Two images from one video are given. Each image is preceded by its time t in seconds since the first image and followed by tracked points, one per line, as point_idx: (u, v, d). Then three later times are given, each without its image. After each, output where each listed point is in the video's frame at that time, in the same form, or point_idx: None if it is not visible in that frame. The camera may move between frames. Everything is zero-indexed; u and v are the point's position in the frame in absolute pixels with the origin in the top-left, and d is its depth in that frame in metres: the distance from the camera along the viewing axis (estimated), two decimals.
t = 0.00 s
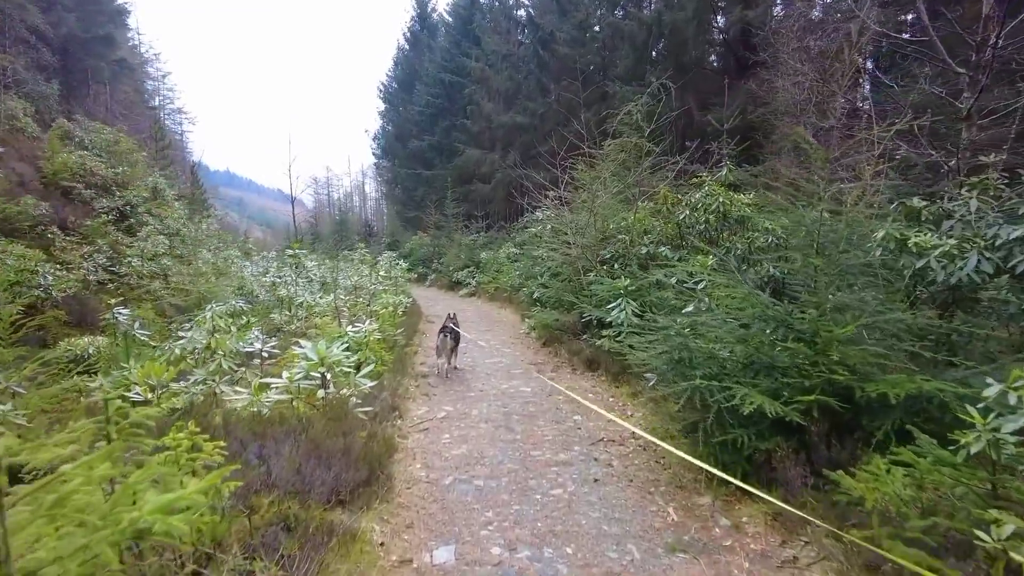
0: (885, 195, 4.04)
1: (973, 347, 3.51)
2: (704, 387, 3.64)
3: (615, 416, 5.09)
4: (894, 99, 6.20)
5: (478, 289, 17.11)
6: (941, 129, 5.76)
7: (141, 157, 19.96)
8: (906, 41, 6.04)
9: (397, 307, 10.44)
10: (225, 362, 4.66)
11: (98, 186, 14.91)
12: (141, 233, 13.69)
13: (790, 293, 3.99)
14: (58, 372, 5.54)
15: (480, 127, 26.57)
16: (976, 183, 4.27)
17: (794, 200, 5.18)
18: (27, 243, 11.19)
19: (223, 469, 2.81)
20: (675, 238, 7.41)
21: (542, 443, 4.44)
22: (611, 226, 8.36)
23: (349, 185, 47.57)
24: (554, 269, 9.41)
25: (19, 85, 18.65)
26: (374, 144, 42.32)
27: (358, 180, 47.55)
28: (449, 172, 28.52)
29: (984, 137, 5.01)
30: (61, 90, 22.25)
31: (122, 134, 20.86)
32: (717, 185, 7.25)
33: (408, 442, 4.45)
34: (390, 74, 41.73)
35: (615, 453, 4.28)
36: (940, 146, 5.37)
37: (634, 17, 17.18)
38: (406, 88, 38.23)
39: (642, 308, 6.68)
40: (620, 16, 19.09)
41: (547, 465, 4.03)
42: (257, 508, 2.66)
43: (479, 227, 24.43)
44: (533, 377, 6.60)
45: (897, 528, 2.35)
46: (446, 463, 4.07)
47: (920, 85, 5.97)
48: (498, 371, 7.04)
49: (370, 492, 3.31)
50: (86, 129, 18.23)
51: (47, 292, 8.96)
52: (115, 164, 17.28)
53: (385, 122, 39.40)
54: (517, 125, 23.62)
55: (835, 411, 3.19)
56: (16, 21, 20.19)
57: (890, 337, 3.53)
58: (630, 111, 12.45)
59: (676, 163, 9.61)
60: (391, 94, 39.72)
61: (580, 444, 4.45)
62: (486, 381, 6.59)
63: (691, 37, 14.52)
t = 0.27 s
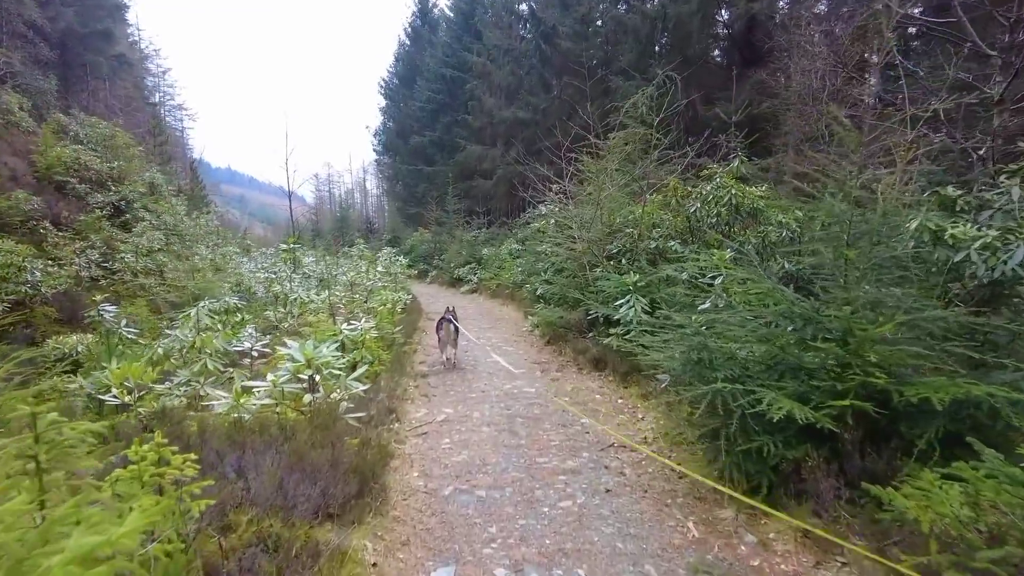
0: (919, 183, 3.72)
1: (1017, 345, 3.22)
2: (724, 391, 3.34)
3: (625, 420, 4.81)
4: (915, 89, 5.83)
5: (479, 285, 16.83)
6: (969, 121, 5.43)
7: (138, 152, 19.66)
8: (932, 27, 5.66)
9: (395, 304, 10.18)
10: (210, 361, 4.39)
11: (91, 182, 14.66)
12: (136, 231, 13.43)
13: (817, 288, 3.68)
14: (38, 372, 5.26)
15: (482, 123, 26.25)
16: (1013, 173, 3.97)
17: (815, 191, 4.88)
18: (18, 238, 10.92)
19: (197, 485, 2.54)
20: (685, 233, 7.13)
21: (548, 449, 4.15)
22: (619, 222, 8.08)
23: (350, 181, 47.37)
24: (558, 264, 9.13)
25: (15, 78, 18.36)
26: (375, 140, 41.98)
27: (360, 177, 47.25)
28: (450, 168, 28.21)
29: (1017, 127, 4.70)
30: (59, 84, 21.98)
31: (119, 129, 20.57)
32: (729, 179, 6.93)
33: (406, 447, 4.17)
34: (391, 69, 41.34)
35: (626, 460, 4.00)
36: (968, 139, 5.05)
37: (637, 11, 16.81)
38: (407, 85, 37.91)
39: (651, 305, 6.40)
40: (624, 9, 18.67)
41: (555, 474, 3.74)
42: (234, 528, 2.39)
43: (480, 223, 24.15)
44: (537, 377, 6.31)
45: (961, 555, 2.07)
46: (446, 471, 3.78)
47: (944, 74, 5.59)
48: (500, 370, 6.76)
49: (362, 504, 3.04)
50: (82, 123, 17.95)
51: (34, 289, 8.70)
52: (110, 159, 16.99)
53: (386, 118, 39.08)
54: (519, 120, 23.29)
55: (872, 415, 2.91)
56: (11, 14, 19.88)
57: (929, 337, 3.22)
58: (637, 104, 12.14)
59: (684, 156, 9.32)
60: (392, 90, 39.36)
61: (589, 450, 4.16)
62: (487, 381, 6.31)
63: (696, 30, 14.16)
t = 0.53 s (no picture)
0: (955, 183, 3.45)
1: None
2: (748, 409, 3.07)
3: (636, 432, 4.55)
4: (937, 84, 5.55)
5: (480, 286, 16.57)
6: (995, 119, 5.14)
7: (134, 150, 19.40)
8: (955, 20, 5.37)
9: (394, 306, 9.92)
10: (194, 370, 4.14)
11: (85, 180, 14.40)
12: (130, 230, 13.17)
13: (846, 296, 3.42)
14: (17, 380, 5.02)
15: (482, 121, 25.97)
16: None
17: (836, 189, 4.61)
18: (8, 237, 10.66)
19: (166, 520, 2.25)
20: (695, 233, 6.87)
21: (554, 466, 3.89)
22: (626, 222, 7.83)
23: (351, 180, 47.10)
24: (562, 266, 8.87)
25: (9, 75, 18.10)
26: (375, 138, 41.65)
27: (360, 174, 46.93)
28: (451, 167, 27.94)
29: None
30: (55, 81, 21.69)
31: (115, 126, 20.31)
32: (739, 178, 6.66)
33: (402, 463, 3.91)
34: (391, 66, 40.96)
35: (638, 479, 3.73)
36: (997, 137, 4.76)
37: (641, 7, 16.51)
38: (408, 83, 37.63)
39: (661, 310, 6.12)
40: (627, 6, 18.33)
41: (561, 495, 3.48)
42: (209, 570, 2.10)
43: (481, 222, 23.89)
44: (541, 384, 6.05)
45: None
46: (445, 492, 3.53)
47: (969, 67, 5.31)
48: (503, 376, 6.49)
49: (353, 535, 2.76)
50: (77, 120, 17.67)
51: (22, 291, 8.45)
52: (105, 156, 16.72)
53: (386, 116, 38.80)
54: (520, 119, 23.01)
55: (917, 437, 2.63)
56: (6, 9, 19.58)
57: (972, 350, 2.96)
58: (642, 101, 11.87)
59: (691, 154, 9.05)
60: (392, 88, 39.07)
61: (598, 467, 3.91)
62: (489, 388, 6.05)
63: (699, 28, 13.84)
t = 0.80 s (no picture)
0: (997, 172, 3.13)
1: None
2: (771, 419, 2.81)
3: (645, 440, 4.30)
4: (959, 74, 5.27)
5: (480, 284, 16.31)
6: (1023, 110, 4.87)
7: (129, 147, 19.13)
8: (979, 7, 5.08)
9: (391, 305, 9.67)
10: (173, 375, 3.82)
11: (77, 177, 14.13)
12: (122, 227, 12.90)
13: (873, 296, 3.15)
14: None
15: (482, 118, 25.70)
16: None
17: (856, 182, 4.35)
18: None
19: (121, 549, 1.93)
20: (702, 230, 6.60)
21: (557, 477, 3.64)
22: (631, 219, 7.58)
23: (350, 177, 46.83)
24: (564, 263, 8.61)
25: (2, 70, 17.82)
26: (375, 136, 41.35)
27: (360, 172, 46.63)
28: (450, 165, 27.67)
29: None
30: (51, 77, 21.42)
31: (110, 122, 20.04)
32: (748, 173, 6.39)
33: (394, 475, 3.66)
34: (391, 64, 40.65)
35: (647, 492, 3.48)
36: None
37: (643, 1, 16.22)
38: (408, 80, 37.35)
39: (668, 310, 5.87)
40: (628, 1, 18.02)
41: (564, 510, 3.23)
42: None
43: (481, 220, 23.63)
44: (542, 386, 5.80)
45: None
46: (439, 507, 3.27)
47: (994, 56, 5.04)
48: (503, 378, 6.22)
49: (338, 560, 2.49)
50: (71, 116, 17.39)
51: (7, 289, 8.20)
52: (99, 152, 16.45)
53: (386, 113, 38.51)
54: (521, 115, 22.74)
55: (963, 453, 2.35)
56: None
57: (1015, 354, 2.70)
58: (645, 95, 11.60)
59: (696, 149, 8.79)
60: (392, 85, 38.79)
61: (604, 479, 3.65)
62: (488, 390, 5.80)
63: (701, 23, 13.44)
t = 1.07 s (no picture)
0: None
1: None
2: (797, 441, 2.53)
3: (654, 456, 4.02)
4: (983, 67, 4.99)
5: (480, 285, 16.04)
6: None
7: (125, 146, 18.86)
8: None
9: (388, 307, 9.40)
10: (147, 388, 3.48)
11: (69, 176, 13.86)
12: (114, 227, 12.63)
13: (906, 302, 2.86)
14: None
15: (483, 116, 25.42)
16: None
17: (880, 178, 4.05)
18: None
19: None
20: (710, 229, 6.32)
21: (559, 497, 3.37)
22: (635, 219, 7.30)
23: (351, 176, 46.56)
24: (565, 264, 8.33)
25: None
26: (375, 135, 41.06)
27: (360, 172, 46.35)
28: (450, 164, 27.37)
29: None
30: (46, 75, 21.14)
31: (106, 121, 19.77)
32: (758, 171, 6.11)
33: (383, 495, 3.38)
34: (391, 63, 40.35)
35: (658, 515, 3.21)
36: None
37: None
38: (408, 78, 37.07)
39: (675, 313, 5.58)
40: None
41: (567, 536, 2.96)
42: None
43: (481, 220, 23.37)
44: (543, 394, 5.53)
45: None
46: (432, 533, 3.00)
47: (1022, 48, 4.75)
48: (502, 385, 5.95)
49: None
50: (65, 114, 17.12)
51: None
52: (92, 151, 16.17)
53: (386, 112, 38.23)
54: (521, 114, 22.45)
55: None
56: None
57: None
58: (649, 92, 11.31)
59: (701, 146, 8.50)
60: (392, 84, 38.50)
61: (610, 499, 3.38)
62: (487, 398, 5.52)
63: (704, 20, 13.19)
